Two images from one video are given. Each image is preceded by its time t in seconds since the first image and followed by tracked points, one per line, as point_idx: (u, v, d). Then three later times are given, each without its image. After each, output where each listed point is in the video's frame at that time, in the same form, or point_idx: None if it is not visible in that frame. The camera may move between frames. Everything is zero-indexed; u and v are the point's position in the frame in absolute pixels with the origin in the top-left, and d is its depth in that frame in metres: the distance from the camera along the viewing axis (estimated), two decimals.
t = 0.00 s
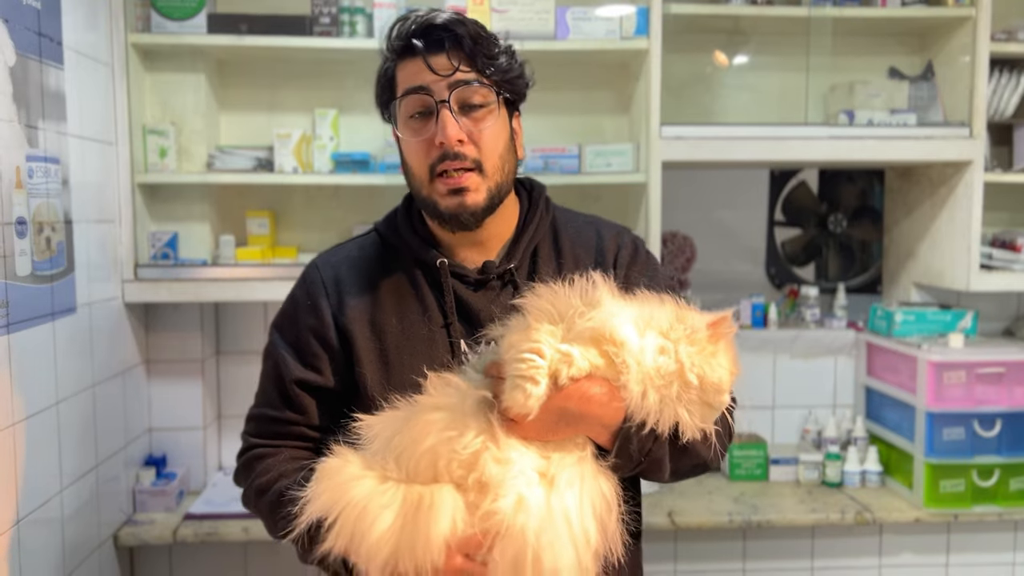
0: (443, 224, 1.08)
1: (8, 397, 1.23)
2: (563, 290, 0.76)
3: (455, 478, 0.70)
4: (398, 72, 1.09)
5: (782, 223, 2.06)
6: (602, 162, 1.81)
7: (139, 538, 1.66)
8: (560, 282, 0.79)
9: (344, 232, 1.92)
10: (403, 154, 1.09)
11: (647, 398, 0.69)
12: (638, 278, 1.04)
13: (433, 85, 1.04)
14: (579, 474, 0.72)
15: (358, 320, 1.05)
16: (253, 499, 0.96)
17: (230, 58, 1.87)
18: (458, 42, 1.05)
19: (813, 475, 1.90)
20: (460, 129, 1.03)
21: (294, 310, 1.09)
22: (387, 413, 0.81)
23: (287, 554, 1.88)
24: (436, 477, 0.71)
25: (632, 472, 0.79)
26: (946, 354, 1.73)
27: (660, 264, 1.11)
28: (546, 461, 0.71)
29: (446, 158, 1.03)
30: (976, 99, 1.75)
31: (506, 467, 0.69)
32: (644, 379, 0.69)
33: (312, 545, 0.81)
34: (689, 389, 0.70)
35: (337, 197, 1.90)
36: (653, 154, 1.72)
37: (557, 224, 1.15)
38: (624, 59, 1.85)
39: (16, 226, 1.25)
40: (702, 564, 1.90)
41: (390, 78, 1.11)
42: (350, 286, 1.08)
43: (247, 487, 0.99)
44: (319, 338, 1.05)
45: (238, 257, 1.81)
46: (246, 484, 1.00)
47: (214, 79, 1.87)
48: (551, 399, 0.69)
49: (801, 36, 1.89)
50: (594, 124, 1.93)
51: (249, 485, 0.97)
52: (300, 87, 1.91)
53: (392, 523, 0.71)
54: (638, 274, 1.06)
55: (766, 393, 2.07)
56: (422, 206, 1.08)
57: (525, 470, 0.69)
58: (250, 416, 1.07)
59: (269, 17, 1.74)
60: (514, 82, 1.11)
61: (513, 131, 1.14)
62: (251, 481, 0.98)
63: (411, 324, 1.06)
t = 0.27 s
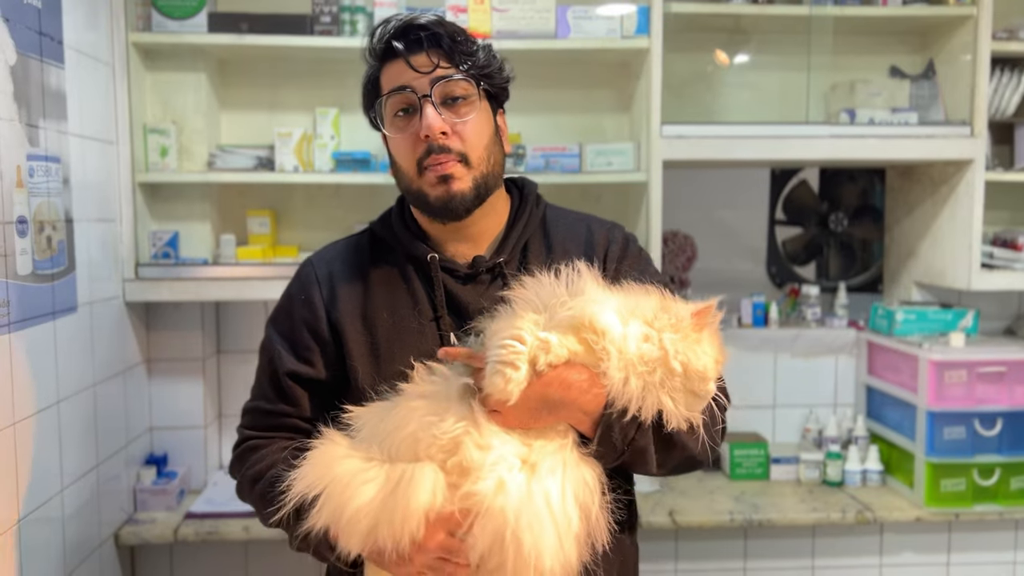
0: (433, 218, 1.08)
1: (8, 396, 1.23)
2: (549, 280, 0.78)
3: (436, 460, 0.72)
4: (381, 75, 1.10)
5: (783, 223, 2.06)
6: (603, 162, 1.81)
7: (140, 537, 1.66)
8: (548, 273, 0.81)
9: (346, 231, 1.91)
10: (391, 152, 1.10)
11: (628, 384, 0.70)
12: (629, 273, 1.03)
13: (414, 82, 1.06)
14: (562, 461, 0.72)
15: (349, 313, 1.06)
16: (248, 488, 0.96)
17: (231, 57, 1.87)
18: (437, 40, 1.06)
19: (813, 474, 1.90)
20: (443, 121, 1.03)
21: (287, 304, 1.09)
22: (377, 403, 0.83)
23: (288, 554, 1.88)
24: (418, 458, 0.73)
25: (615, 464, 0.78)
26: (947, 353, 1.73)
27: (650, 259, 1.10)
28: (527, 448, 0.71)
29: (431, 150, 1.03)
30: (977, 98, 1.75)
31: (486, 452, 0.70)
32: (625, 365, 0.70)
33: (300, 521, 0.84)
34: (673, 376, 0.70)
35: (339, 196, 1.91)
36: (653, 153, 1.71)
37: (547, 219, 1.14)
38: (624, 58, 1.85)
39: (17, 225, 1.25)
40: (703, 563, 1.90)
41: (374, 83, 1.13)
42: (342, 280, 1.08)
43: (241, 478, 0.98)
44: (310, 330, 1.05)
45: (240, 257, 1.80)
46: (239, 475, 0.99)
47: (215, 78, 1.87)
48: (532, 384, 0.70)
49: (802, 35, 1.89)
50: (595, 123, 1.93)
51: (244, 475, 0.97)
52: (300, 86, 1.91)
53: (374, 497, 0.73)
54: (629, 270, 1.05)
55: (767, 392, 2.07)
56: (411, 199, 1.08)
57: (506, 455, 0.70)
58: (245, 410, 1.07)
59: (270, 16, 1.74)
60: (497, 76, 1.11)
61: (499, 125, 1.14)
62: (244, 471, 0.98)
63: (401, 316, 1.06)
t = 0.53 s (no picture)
0: (430, 210, 1.07)
1: (10, 395, 1.23)
2: (546, 279, 0.79)
3: (425, 457, 0.72)
4: (376, 77, 1.10)
5: (784, 221, 2.06)
6: (604, 160, 1.81)
7: (141, 535, 1.66)
8: (546, 272, 0.82)
9: (346, 230, 1.92)
10: (387, 152, 1.10)
11: (623, 383, 0.70)
12: (624, 271, 1.03)
13: (410, 83, 1.06)
14: (553, 456, 0.72)
15: (344, 309, 1.06)
16: (245, 482, 0.97)
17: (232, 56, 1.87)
18: (432, 41, 1.06)
19: (814, 473, 1.90)
20: (440, 119, 1.03)
21: (285, 302, 1.09)
22: (372, 399, 0.83)
23: (289, 553, 1.88)
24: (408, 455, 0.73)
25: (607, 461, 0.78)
26: (948, 352, 1.73)
27: (646, 258, 1.10)
28: (519, 443, 0.71)
29: (428, 148, 1.03)
30: (978, 97, 1.75)
31: (477, 446, 0.70)
32: (620, 365, 0.70)
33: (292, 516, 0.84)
34: (666, 377, 0.71)
35: (340, 195, 1.91)
36: (654, 152, 1.71)
37: (542, 217, 1.14)
38: (625, 57, 1.85)
39: (17, 224, 1.26)
40: (704, 562, 1.90)
41: (370, 84, 1.12)
42: (338, 275, 1.08)
43: (239, 472, 0.99)
44: (307, 326, 1.05)
45: (241, 255, 1.80)
46: (237, 468, 1.00)
47: (215, 77, 1.87)
48: (528, 380, 0.70)
49: (803, 34, 1.89)
50: (595, 122, 1.93)
51: (241, 468, 0.98)
52: (301, 85, 1.91)
53: (362, 493, 0.74)
54: (624, 268, 1.05)
55: (768, 391, 2.07)
56: (409, 197, 1.08)
57: (497, 448, 0.69)
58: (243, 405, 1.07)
59: (271, 15, 1.74)
60: (492, 76, 1.11)
61: (495, 123, 1.14)
62: (242, 465, 0.98)
63: (397, 313, 1.06)
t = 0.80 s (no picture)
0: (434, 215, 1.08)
1: (10, 394, 1.23)
2: (553, 283, 0.78)
3: (433, 460, 0.71)
4: (378, 79, 1.10)
5: (784, 221, 2.06)
6: (604, 159, 1.80)
7: (141, 535, 1.66)
8: (551, 275, 0.82)
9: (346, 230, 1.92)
10: (389, 154, 1.10)
11: (630, 388, 0.71)
12: (626, 272, 1.03)
13: (413, 86, 1.05)
14: (560, 460, 0.72)
15: (347, 309, 1.06)
16: (246, 481, 0.96)
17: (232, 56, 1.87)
18: (435, 45, 1.06)
19: (814, 472, 1.89)
20: (442, 123, 1.03)
21: (287, 302, 1.09)
22: (376, 400, 0.83)
23: (289, 552, 1.88)
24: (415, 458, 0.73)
25: (611, 462, 0.79)
26: (948, 350, 1.73)
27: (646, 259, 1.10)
28: (527, 446, 0.71)
29: (431, 153, 1.03)
30: (979, 96, 1.74)
31: (486, 450, 0.70)
32: (627, 370, 0.71)
33: (298, 516, 0.84)
34: (671, 381, 0.71)
35: (340, 194, 1.91)
36: (654, 151, 1.71)
37: (544, 218, 1.15)
38: (625, 56, 1.85)
39: (18, 224, 1.25)
40: (704, 561, 1.90)
41: (371, 85, 1.12)
42: (341, 276, 1.08)
43: (239, 472, 0.99)
44: (309, 326, 1.05)
45: (241, 253, 1.80)
46: (237, 467, 1.00)
47: (215, 76, 1.87)
48: (538, 385, 0.69)
49: (803, 33, 1.89)
50: (596, 121, 1.93)
51: (241, 468, 0.97)
52: (301, 84, 1.91)
53: (369, 496, 0.73)
54: (625, 270, 1.05)
55: (768, 390, 2.07)
56: (413, 200, 1.08)
57: (505, 452, 0.69)
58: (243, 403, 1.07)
59: (271, 14, 1.74)
60: (494, 78, 1.11)
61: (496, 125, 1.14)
62: (243, 464, 0.98)
63: (400, 314, 1.06)
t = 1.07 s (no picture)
0: (437, 215, 1.08)
1: (10, 393, 1.23)
2: (552, 282, 0.78)
3: (432, 460, 0.72)
4: (381, 77, 1.10)
5: (784, 220, 2.06)
6: (605, 158, 1.80)
7: (142, 534, 1.66)
8: (551, 274, 0.82)
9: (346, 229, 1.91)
10: (393, 151, 1.10)
11: (631, 384, 0.70)
12: (627, 271, 1.03)
13: (417, 83, 1.05)
14: (564, 458, 0.71)
15: (349, 309, 1.05)
16: (253, 482, 0.97)
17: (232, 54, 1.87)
18: (439, 42, 1.06)
19: (815, 471, 1.89)
20: (447, 121, 1.03)
21: (287, 302, 1.09)
22: (379, 399, 0.82)
23: (289, 551, 1.88)
24: (418, 456, 0.73)
25: (616, 459, 0.79)
26: (949, 349, 1.72)
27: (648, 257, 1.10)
28: (530, 445, 0.71)
29: (436, 150, 1.03)
30: (980, 95, 1.74)
31: (489, 447, 0.69)
32: (628, 366, 0.70)
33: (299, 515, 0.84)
34: (673, 376, 0.71)
35: (340, 193, 1.91)
36: (654, 150, 1.71)
37: (545, 217, 1.15)
38: (626, 55, 1.84)
39: (17, 223, 1.25)
40: (704, 560, 1.89)
41: (374, 84, 1.12)
42: (343, 275, 1.08)
43: (247, 472, 1.00)
44: (312, 326, 1.05)
45: (240, 253, 1.80)
46: (245, 468, 1.01)
47: (215, 75, 1.87)
48: (538, 383, 0.69)
49: (804, 32, 1.89)
50: (596, 120, 1.93)
51: (249, 468, 0.98)
52: (301, 84, 1.91)
53: (369, 497, 0.73)
54: (627, 267, 1.05)
55: (768, 389, 2.06)
56: (415, 200, 1.07)
57: (508, 449, 0.69)
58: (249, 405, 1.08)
59: (271, 13, 1.74)
60: (494, 77, 1.12)
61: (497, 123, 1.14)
62: (250, 465, 0.99)
63: (402, 312, 1.05)
